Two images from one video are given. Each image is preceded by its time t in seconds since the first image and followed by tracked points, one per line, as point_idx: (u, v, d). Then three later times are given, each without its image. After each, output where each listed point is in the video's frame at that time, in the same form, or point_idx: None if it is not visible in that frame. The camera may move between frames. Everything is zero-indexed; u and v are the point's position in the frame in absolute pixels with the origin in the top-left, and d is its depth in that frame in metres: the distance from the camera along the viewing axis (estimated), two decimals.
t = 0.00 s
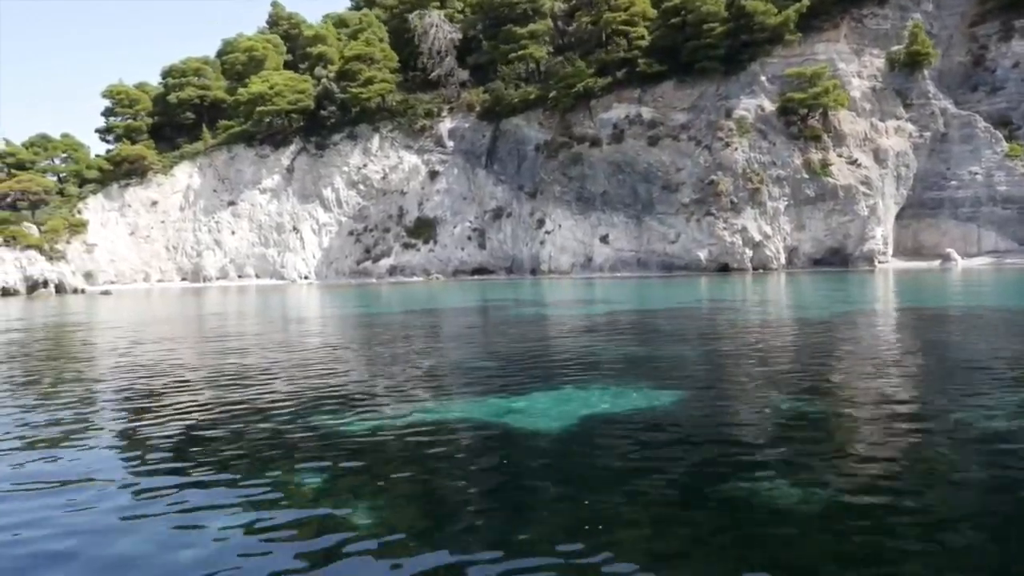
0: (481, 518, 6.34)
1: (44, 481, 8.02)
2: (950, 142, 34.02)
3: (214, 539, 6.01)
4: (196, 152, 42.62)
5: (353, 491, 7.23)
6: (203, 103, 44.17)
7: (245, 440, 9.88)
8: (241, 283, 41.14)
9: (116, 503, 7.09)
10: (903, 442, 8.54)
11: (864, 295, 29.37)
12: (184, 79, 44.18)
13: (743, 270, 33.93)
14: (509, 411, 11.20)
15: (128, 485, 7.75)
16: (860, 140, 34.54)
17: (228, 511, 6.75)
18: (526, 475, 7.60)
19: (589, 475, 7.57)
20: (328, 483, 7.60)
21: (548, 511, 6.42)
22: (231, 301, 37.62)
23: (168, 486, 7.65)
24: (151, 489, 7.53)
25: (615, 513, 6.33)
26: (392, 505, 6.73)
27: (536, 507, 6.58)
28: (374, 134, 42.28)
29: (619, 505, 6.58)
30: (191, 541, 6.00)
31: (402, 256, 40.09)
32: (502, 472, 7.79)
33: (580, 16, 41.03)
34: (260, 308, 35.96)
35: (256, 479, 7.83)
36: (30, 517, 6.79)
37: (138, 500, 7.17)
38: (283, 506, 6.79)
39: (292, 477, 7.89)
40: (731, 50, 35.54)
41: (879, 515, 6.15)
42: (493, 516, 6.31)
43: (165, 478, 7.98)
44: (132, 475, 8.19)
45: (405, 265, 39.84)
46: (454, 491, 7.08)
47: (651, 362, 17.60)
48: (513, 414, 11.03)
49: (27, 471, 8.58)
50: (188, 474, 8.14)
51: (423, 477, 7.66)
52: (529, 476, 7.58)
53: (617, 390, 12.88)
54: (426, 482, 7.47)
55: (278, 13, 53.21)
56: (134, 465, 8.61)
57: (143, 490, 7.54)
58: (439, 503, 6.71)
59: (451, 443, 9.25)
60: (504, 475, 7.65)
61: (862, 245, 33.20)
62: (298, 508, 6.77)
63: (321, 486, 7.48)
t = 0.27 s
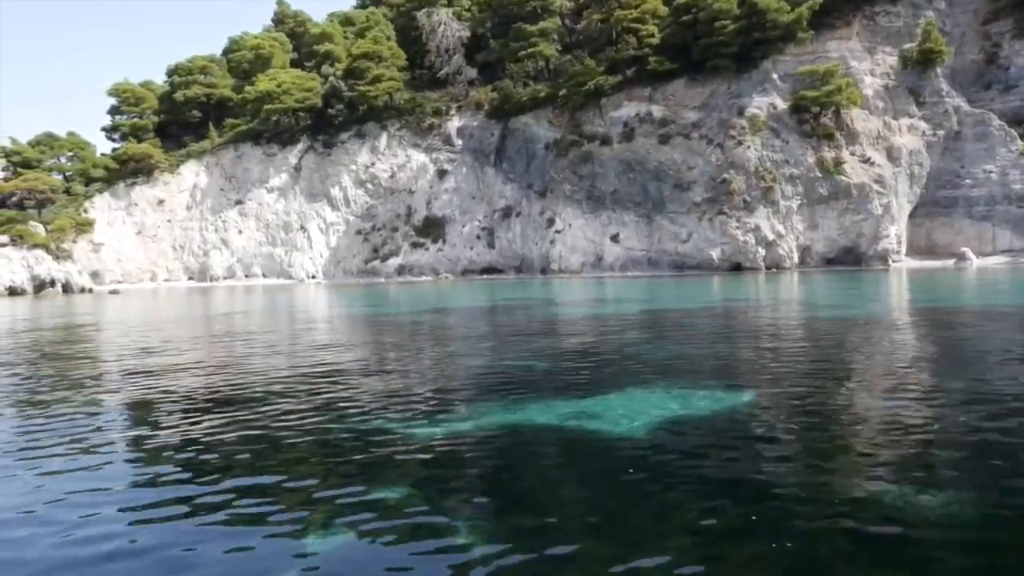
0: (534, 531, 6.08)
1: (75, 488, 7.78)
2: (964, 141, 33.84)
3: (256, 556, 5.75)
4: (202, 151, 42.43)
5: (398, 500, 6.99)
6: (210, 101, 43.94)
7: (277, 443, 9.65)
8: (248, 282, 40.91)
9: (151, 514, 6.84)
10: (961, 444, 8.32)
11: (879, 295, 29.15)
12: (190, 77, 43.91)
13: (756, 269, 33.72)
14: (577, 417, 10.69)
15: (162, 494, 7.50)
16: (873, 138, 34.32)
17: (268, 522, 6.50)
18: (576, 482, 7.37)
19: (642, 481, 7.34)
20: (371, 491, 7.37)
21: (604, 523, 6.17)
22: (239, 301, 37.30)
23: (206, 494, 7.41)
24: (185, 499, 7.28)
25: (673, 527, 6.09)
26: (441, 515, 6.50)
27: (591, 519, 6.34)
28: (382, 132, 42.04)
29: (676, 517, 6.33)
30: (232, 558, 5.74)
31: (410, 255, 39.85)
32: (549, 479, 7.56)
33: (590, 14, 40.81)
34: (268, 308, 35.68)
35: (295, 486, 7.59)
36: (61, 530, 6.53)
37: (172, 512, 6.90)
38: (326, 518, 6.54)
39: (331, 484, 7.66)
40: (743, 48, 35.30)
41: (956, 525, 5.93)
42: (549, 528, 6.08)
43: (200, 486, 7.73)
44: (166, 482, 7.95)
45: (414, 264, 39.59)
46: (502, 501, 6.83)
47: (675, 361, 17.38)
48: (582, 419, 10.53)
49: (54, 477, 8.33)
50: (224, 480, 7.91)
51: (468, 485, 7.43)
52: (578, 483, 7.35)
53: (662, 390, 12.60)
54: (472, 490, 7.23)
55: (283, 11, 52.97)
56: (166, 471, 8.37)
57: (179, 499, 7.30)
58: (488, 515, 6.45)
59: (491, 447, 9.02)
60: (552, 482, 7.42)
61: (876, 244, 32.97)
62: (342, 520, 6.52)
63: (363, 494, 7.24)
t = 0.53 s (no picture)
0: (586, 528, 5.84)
1: (104, 485, 7.56)
2: (978, 139, 33.67)
3: (295, 553, 5.49)
4: (208, 150, 42.21)
5: (440, 496, 6.75)
6: (216, 100, 43.66)
7: (307, 440, 9.43)
8: (255, 282, 40.65)
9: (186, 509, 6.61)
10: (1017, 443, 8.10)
11: (894, 294, 28.94)
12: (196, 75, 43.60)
13: (768, 268, 33.56)
14: (649, 420, 9.86)
15: (192, 490, 7.26)
16: (885, 137, 34.09)
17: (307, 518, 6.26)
18: (623, 478, 7.13)
19: (693, 477, 7.10)
20: (411, 486, 7.12)
21: (659, 520, 5.92)
22: (245, 301, 36.98)
23: (242, 489, 7.20)
24: (218, 495, 7.04)
25: (732, 523, 5.84)
26: (486, 511, 6.26)
27: (644, 515, 6.09)
28: (390, 131, 41.78)
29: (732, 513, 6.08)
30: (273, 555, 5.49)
31: (419, 255, 39.61)
32: (595, 474, 7.32)
33: (599, 13, 40.58)
34: (275, 308, 35.37)
35: (332, 481, 7.36)
36: (91, 526, 6.29)
37: (202, 508, 6.65)
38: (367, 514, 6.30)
39: (368, 479, 7.42)
40: (755, 46, 35.03)
41: None
42: (602, 524, 5.83)
43: (232, 481, 7.50)
44: (196, 478, 7.72)
45: (422, 264, 39.36)
46: (548, 497, 6.58)
47: (699, 360, 17.17)
48: (654, 422, 9.71)
49: (81, 473, 8.11)
50: (257, 476, 7.68)
51: (511, 480, 7.18)
52: (626, 479, 7.10)
53: (698, 388, 12.33)
54: (515, 485, 6.99)
55: (288, 9, 52.72)
56: (196, 467, 8.15)
57: (213, 495, 7.07)
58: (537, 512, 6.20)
59: (529, 442, 8.80)
60: (599, 477, 7.18)
61: (889, 243, 32.72)
62: (384, 516, 6.27)
63: (403, 489, 6.99)
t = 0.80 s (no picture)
0: (635, 525, 5.54)
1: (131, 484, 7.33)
2: (990, 138, 33.51)
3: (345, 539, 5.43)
4: (214, 149, 42.07)
5: (480, 494, 6.48)
6: (221, 99, 43.48)
7: (336, 437, 9.23)
8: (261, 282, 40.46)
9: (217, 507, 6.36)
10: None
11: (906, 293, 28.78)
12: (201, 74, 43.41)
13: (779, 268, 33.43)
14: (707, 419, 9.37)
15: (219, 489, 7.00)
16: (896, 135, 33.91)
17: (341, 516, 5.98)
18: (668, 476, 6.88)
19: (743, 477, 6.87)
20: (448, 483, 6.87)
21: (710, 517, 5.63)
22: (252, 301, 36.74)
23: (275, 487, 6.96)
24: (246, 493, 6.78)
25: (787, 518, 5.54)
26: (535, 503, 6.14)
27: (695, 513, 5.80)
28: (396, 130, 41.56)
29: (786, 508, 5.78)
30: (304, 552, 5.20)
31: (426, 255, 39.42)
32: (639, 472, 7.06)
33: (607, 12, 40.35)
34: (281, 309, 35.14)
35: (366, 479, 7.11)
36: (115, 525, 6.03)
37: (236, 503, 6.46)
38: (404, 512, 6.02)
39: (402, 476, 7.16)
40: (765, 45, 34.81)
41: None
42: (654, 513, 5.75)
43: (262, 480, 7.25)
44: (224, 477, 7.48)
45: (429, 264, 39.16)
46: (591, 495, 6.30)
47: (721, 357, 17.00)
48: (713, 422, 9.22)
49: (104, 473, 7.87)
50: (288, 474, 7.45)
51: (551, 478, 6.91)
52: (670, 476, 6.84)
53: (728, 385, 12.17)
54: (556, 484, 6.72)
55: (293, 7, 52.56)
56: (224, 466, 7.93)
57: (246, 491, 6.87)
58: (581, 509, 5.91)
59: (566, 440, 8.58)
60: (644, 475, 6.93)
61: (901, 242, 32.53)
62: (420, 514, 5.99)
63: (438, 487, 6.73)
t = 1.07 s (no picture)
0: (709, 540, 5.20)
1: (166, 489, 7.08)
2: (1003, 137, 33.41)
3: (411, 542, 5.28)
4: (220, 148, 41.83)
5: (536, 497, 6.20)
6: (227, 98, 43.23)
7: (374, 438, 9.01)
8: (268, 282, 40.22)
9: (259, 513, 6.08)
10: None
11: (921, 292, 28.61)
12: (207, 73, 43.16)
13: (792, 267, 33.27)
14: (753, 419, 9.17)
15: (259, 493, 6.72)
16: (909, 134, 33.72)
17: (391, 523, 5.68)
18: (729, 479, 6.65)
19: (806, 476, 6.62)
20: (501, 485, 6.58)
21: (786, 527, 5.30)
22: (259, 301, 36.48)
23: (321, 489, 6.72)
24: (288, 497, 6.49)
25: (872, 530, 5.18)
26: (598, 503, 5.97)
27: (764, 513, 5.65)
28: (404, 129, 41.32)
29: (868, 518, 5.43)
30: (365, 563, 4.96)
31: (434, 254, 39.20)
32: (697, 477, 6.78)
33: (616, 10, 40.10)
34: (289, 309, 34.89)
35: (412, 481, 6.85)
36: (159, 528, 5.80)
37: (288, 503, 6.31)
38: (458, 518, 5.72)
39: (450, 478, 6.87)
40: (777, 43, 34.57)
41: None
42: (724, 515, 5.59)
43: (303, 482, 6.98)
44: (265, 479, 7.24)
45: (438, 264, 38.94)
46: (654, 502, 5.96)
47: (746, 356, 16.82)
48: (760, 422, 9.02)
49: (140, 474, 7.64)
50: (331, 475, 7.20)
51: (607, 481, 6.63)
52: (732, 481, 6.55)
53: (764, 384, 11.97)
54: (613, 490, 6.41)
55: (299, 6, 52.28)
56: (262, 467, 7.69)
57: (294, 491, 6.71)
58: (645, 518, 5.59)
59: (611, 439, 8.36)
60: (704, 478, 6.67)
61: (914, 242, 32.35)
62: (473, 520, 5.69)
63: (489, 490, 6.42)
